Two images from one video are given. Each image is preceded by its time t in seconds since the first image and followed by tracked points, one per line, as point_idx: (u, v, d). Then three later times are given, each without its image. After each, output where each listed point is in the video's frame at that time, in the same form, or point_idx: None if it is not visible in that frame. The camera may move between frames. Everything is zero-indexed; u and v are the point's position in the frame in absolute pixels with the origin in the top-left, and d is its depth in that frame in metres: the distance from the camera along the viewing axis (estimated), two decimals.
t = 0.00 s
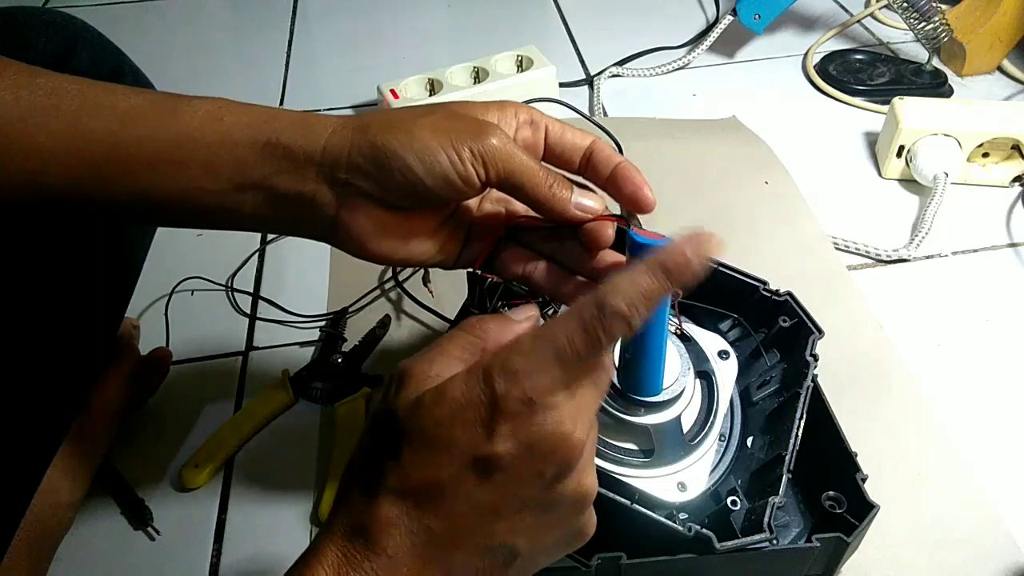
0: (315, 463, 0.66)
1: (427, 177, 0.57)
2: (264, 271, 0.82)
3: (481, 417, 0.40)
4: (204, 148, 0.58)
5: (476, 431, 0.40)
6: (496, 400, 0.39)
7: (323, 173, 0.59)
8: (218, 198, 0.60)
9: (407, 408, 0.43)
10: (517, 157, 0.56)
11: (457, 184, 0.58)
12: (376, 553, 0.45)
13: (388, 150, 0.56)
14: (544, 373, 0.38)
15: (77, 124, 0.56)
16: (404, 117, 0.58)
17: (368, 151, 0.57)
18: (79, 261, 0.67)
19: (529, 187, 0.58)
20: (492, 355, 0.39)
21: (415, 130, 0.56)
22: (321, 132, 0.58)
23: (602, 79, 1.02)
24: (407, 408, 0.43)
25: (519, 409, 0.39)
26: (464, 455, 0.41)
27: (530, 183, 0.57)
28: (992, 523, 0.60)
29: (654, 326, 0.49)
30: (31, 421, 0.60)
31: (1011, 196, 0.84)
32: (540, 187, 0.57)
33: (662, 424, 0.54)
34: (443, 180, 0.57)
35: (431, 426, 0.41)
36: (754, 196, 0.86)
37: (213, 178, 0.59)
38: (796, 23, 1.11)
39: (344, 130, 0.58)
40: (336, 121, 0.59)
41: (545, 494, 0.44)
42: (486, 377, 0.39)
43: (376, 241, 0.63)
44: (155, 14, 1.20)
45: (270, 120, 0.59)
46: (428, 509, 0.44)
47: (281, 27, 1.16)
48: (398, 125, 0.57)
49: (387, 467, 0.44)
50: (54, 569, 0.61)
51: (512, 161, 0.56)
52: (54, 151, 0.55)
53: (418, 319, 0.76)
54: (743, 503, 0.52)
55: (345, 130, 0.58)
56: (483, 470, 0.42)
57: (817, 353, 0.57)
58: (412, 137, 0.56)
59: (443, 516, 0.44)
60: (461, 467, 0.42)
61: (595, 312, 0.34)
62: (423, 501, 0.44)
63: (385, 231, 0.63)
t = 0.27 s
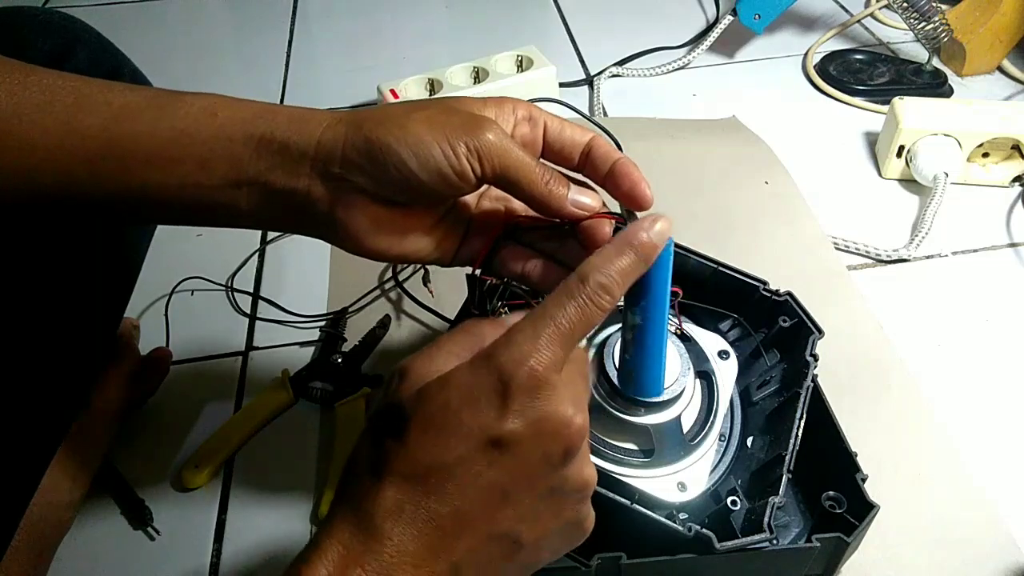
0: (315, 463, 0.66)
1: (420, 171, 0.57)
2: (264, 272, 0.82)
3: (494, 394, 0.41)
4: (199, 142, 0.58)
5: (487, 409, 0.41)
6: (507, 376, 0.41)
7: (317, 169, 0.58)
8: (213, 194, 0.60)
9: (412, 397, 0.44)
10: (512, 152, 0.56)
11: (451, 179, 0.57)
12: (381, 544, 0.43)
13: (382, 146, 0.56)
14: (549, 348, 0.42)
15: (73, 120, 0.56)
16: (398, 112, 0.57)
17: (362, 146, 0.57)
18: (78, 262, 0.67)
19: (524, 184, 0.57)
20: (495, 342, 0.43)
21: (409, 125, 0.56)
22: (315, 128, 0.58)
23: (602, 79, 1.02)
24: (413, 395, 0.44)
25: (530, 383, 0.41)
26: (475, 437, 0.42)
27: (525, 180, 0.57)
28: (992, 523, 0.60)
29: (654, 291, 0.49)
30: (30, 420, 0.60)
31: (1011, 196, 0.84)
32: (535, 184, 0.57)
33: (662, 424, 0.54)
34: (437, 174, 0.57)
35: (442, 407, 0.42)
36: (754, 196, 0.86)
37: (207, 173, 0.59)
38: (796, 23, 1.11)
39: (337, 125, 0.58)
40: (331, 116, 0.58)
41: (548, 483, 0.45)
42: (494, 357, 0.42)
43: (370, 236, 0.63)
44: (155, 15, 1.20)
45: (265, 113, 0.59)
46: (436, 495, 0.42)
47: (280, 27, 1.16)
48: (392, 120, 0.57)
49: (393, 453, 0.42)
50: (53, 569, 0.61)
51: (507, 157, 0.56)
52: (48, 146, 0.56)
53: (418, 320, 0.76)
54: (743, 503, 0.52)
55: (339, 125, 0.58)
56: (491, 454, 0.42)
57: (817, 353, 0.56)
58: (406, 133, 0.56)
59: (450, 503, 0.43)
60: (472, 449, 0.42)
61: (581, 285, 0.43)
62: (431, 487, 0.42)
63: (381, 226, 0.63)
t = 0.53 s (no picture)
0: (315, 463, 0.66)
1: (420, 174, 0.57)
2: (264, 272, 0.83)
3: (494, 400, 0.41)
4: (202, 145, 0.58)
5: (487, 415, 0.42)
6: (506, 382, 0.41)
7: (318, 171, 0.58)
8: (214, 196, 0.60)
9: (413, 404, 0.43)
10: (512, 154, 0.56)
11: (450, 181, 0.58)
12: (381, 555, 0.42)
13: (383, 149, 0.56)
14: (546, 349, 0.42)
15: (75, 121, 0.56)
16: (399, 114, 0.57)
17: (363, 149, 0.57)
18: (78, 262, 0.67)
19: (525, 186, 0.57)
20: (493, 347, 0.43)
21: (410, 126, 0.56)
22: (316, 129, 0.58)
23: (602, 79, 1.02)
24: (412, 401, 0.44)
25: (530, 387, 0.41)
26: (475, 444, 0.42)
27: (526, 183, 0.57)
28: (992, 523, 0.60)
29: (654, 292, 0.48)
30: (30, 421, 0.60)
31: (1011, 196, 0.84)
32: (536, 187, 0.57)
33: (662, 425, 0.54)
34: (437, 177, 0.57)
35: (444, 413, 0.42)
36: (754, 195, 0.86)
37: (210, 175, 0.58)
38: (796, 23, 1.11)
39: (338, 127, 0.58)
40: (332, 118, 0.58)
41: (547, 486, 0.45)
42: (493, 362, 0.42)
43: (370, 237, 0.63)
44: (155, 15, 1.20)
45: (266, 116, 0.59)
46: (435, 501, 0.42)
47: (280, 27, 1.16)
48: (393, 122, 0.57)
49: (392, 460, 0.42)
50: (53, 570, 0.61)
51: (508, 161, 0.56)
52: (50, 148, 0.56)
53: (418, 320, 0.76)
54: (743, 503, 0.52)
55: (339, 127, 0.58)
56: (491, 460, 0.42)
57: (817, 353, 0.56)
58: (407, 136, 0.56)
59: (450, 510, 0.43)
60: (472, 455, 0.42)
61: (575, 286, 0.43)
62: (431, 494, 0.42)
63: (381, 227, 0.63)
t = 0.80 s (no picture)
0: (315, 463, 0.66)
1: (417, 176, 0.56)
2: (264, 272, 0.82)
3: (506, 424, 0.42)
4: (201, 146, 0.58)
5: (497, 438, 0.42)
6: (517, 405, 0.41)
7: (317, 172, 0.58)
8: (213, 196, 0.60)
9: (423, 416, 0.43)
10: (510, 158, 0.54)
11: (449, 186, 0.56)
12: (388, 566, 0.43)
13: (380, 150, 0.55)
14: (557, 368, 0.42)
15: (74, 123, 0.56)
16: (398, 117, 0.56)
17: (360, 150, 0.56)
18: (78, 262, 0.67)
19: (522, 192, 0.55)
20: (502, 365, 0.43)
21: (409, 129, 0.55)
22: (317, 131, 0.58)
23: (602, 79, 1.02)
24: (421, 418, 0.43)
25: (539, 408, 0.41)
26: (483, 463, 0.42)
27: (524, 190, 0.55)
28: (992, 523, 0.60)
29: (661, 318, 0.50)
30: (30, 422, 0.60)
31: (1011, 196, 0.84)
32: (535, 194, 0.55)
33: (662, 425, 0.54)
34: (434, 181, 0.56)
35: (454, 435, 0.42)
36: (754, 195, 0.86)
37: (209, 176, 0.59)
38: (796, 23, 1.11)
39: (338, 130, 0.57)
40: (334, 121, 0.58)
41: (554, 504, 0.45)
42: (503, 381, 0.42)
43: (369, 243, 0.62)
44: (155, 15, 1.20)
45: (266, 119, 0.59)
46: (442, 517, 0.43)
47: (280, 28, 1.16)
48: (392, 125, 0.56)
49: (401, 473, 0.43)
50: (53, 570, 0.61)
51: (505, 165, 0.54)
52: (50, 149, 0.55)
53: (418, 320, 0.76)
54: (743, 503, 0.52)
55: (338, 130, 0.58)
56: (499, 480, 0.42)
57: (817, 353, 0.56)
58: (404, 137, 0.55)
59: (458, 527, 0.43)
60: (481, 474, 0.42)
61: (585, 302, 0.44)
62: (439, 510, 0.43)
63: (381, 231, 0.62)
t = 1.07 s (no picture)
0: (315, 463, 0.66)
1: (419, 154, 0.56)
2: (264, 272, 0.82)
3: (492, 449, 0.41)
4: (203, 135, 0.58)
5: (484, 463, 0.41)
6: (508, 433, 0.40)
7: (321, 154, 0.58)
8: (214, 184, 0.60)
9: (411, 425, 0.43)
10: (510, 138, 0.54)
11: (450, 162, 0.56)
12: (375, 566, 0.45)
13: (383, 127, 0.56)
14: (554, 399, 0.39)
15: (76, 114, 0.56)
16: (402, 100, 0.57)
17: (364, 130, 0.57)
18: (79, 262, 0.67)
19: (523, 172, 0.55)
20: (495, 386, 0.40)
21: (410, 109, 0.56)
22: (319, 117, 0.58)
23: (602, 79, 1.02)
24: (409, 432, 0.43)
25: (529, 439, 0.40)
26: (468, 484, 0.42)
27: (524, 170, 0.55)
28: (992, 523, 0.60)
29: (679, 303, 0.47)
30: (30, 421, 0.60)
31: (1011, 196, 0.84)
32: (535, 174, 0.55)
33: (661, 425, 0.54)
34: (436, 159, 0.56)
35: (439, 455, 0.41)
36: (754, 195, 0.86)
37: (210, 163, 0.58)
38: (796, 23, 1.11)
39: (343, 113, 0.58)
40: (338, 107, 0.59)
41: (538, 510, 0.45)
42: (495, 407, 0.40)
43: (370, 226, 0.61)
44: (155, 15, 1.20)
45: (267, 107, 0.60)
46: (427, 527, 0.44)
47: (280, 28, 1.16)
48: (395, 106, 0.56)
49: (387, 486, 0.44)
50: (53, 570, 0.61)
51: (506, 144, 0.54)
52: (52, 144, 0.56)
53: (418, 320, 0.76)
54: (743, 503, 0.52)
55: (342, 113, 0.58)
56: (483, 497, 0.42)
57: (817, 353, 0.56)
58: (406, 116, 0.55)
59: (443, 533, 0.44)
60: (464, 493, 0.42)
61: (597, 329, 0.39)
62: (425, 521, 0.44)
63: (382, 215, 0.61)
